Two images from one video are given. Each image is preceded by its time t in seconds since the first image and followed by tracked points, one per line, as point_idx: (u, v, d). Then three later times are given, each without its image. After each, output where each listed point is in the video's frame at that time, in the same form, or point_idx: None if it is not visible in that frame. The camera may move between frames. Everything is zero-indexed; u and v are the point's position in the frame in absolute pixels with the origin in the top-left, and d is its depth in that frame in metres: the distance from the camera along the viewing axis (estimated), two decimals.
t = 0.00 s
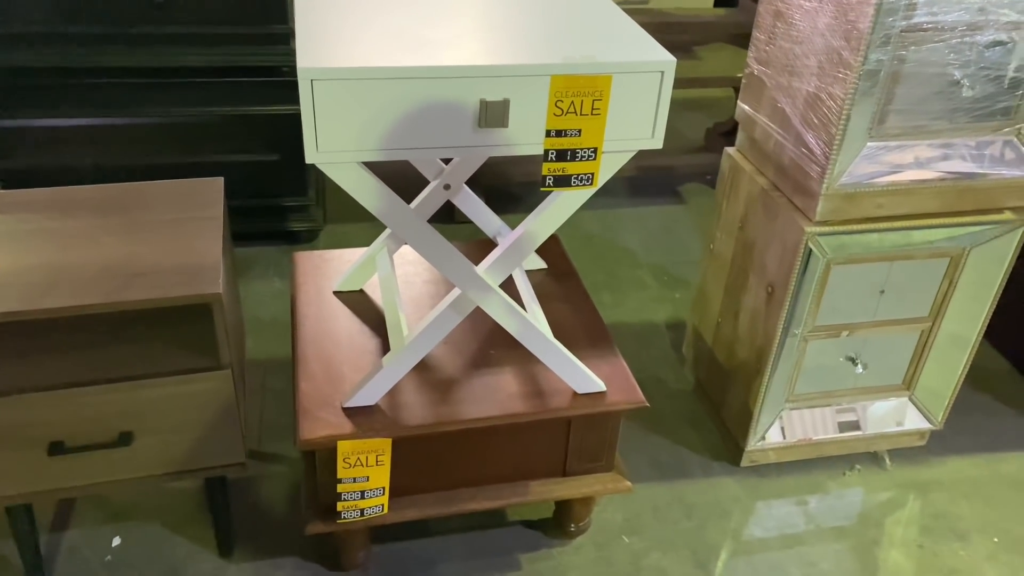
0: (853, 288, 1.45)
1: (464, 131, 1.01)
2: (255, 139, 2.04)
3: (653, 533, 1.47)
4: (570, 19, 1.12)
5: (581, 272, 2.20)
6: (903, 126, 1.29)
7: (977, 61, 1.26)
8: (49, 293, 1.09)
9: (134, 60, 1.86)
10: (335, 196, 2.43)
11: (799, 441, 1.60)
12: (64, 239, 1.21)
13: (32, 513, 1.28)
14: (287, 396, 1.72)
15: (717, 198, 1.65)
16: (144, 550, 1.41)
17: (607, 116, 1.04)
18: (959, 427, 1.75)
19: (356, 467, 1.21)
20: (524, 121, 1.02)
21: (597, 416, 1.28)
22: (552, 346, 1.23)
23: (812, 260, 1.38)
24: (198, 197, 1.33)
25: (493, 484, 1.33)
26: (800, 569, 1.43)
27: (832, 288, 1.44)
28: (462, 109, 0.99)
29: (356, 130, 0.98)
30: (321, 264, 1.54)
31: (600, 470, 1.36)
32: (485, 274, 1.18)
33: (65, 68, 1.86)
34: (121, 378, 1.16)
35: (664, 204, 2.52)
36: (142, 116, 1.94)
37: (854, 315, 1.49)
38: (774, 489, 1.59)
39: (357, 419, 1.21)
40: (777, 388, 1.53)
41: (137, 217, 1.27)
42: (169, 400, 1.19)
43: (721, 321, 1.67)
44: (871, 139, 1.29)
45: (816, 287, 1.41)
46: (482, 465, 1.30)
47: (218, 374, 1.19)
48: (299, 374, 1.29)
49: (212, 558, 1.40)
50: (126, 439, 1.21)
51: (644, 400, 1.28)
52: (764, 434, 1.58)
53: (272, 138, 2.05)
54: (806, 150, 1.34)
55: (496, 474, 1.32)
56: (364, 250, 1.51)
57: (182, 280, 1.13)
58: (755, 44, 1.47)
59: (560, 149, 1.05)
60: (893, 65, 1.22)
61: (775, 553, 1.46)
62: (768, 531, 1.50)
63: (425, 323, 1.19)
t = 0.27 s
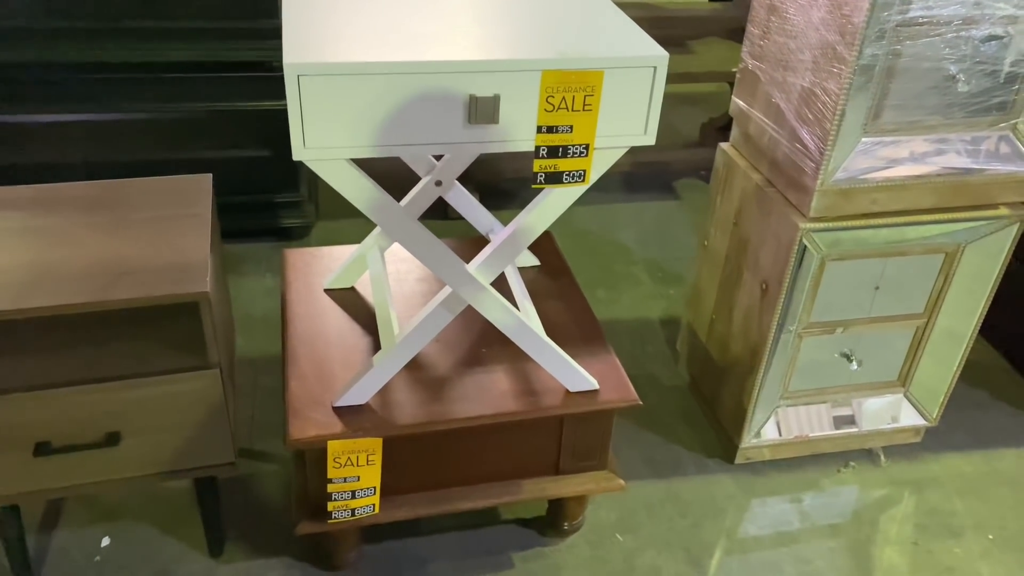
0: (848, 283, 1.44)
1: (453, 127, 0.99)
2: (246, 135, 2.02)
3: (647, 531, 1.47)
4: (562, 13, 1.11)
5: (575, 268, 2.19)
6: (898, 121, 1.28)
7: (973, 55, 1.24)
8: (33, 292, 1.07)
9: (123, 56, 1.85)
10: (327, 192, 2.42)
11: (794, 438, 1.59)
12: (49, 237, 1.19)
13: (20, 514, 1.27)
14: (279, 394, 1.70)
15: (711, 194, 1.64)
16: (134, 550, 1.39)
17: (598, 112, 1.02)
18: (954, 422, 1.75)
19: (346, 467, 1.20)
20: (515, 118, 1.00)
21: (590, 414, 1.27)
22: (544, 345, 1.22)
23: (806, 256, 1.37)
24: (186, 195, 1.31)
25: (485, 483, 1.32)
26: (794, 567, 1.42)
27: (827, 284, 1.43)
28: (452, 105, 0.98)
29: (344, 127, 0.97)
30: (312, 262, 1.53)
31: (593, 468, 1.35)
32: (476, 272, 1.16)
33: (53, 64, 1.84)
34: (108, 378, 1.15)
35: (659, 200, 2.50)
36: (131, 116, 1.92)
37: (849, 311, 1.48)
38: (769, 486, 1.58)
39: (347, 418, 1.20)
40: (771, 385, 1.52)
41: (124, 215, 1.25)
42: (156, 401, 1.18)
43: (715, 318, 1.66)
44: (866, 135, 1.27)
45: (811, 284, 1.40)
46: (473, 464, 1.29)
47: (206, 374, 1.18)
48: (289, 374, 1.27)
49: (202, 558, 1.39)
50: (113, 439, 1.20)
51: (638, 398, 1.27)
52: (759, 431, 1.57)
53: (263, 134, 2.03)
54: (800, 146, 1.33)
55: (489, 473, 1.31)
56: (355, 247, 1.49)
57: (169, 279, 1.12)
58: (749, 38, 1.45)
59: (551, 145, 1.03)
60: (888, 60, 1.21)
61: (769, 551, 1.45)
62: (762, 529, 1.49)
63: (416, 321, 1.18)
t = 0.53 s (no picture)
0: (841, 284, 1.43)
1: (438, 126, 0.98)
2: (235, 133, 2.00)
3: (638, 534, 1.45)
4: (550, 9, 1.09)
5: (567, 267, 2.17)
6: (891, 119, 1.26)
7: (966, 53, 1.22)
8: (11, 294, 1.05)
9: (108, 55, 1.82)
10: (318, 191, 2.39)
11: (789, 440, 1.58)
12: (28, 237, 1.17)
13: None
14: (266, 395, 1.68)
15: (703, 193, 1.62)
16: (118, 555, 1.37)
17: (586, 111, 1.00)
18: (948, 423, 1.73)
19: (332, 472, 1.18)
20: (501, 116, 0.98)
21: (580, 417, 1.25)
22: (533, 347, 1.20)
23: (799, 257, 1.35)
24: (170, 194, 1.29)
25: (474, 487, 1.30)
26: (787, 571, 1.41)
27: (820, 284, 1.42)
28: (436, 103, 0.96)
29: (326, 125, 0.95)
30: (299, 262, 1.51)
31: (583, 471, 1.34)
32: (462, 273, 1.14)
33: (38, 63, 1.82)
34: (88, 382, 1.13)
35: (652, 198, 2.49)
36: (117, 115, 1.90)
37: (842, 311, 1.47)
38: (762, 488, 1.56)
39: (333, 422, 1.18)
40: (764, 386, 1.50)
41: (105, 215, 1.23)
42: (138, 404, 1.16)
43: (708, 318, 1.64)
44: (859, 133, 1.26)
45: (803, 284, 1.38)
46: (462, 467, 1.27)
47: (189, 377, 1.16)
48: (274, 376, 1.26)
49: (187, 563, 1.37)
50: (93, 444, 1.18)
51: (628, 401, 1.25)
52: (752, 432, 1.55)
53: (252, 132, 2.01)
54: (792, 145, 1.31)
55: (478, 476, 1.29)
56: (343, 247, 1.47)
57: (150, 280, 1.10)
58: (741, 35, 1.44)
59: (538, 145, 1.01)
60: (881, 57, 1.20)
61: (762, 553, 1.44)
62: (754, 532, 1.47)
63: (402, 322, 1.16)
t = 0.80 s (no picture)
0: (828, 296, 1.41)
1: (412, 141, 0.95)
2: (219, 141, 1.97)
3: (623, 549, 1.43)
4: (528, 20, 1.07)
5: (555, 276, 2.15)
6: (876, 131, 1.25)
7: (953, 64, 1.21)
8: None
9: (89, 60, 1.80)
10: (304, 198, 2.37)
11: (776, 453, 1.56)
12: None
13: None
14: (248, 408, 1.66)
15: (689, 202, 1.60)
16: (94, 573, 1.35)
17: (565, 125, 0.98)
18: (937, 434, 1.72)
19: (308, 491, 1.16)
20: (477, 130, 0.96)
21: (562, 433, 1.23)
22: (514, 362, 1.18)
23: (784, 269, 1.34)
24: (145, 207, 1.27)
25: (455, 503, 1.28)
26: None
27: (806, 297, 1.40)
28: (410, 118, 0.94)
29: (297, 140, 0.92)
30: (280, 274, 1.49)
31: (566, 487, 1.32)
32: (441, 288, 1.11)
33: (18, 70, 1.80)
34: (57, 401, 1.11)
35: (641, 205, 2.47)
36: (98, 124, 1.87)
37: (829, 324, 1.45)
38: (749, 501, 1.55)
39: (310, 440, 1.16)
40: (751, 399, 1.48)
41: (78, 228, 1.21)
42: (109, 423, 1.14)
43: (694, 329, 1.62)
44: (844, 144, 1.24)
45: (789, 297, 1.37)
46: (442, 484, 1.25)
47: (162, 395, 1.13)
48: (250, 392, 1.23)
49: None
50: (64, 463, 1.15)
51: (611, 417, 1.23)
52: (738, 445, 1.53)
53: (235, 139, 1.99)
54: (777, 156, 1.30)
55: (458, 493, 1.27)
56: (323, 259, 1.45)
57: (121, 296, 1.08)
58: (726, 44, 1.42)
59: (516, 159, 0.99)
60: (866, 69, 1.18)
61: (748, 569, 1.42)
62: (741, 547, 1.46)
63: (380, 338, 1.14)
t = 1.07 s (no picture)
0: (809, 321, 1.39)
1: (378, 171, 0.93)
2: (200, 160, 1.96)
3: None
4: (501, 47, 1.05)
5: (540, 295, 2.13)
6: (856, 155, 1.23)
7: (932, 88, 1.19)
8: None
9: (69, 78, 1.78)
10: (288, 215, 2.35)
11: (760, 479, 1.54)
12: None
13: None
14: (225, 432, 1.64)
15: (671, 224, 1.59)
16: None
17: (535, 154, 0.96)
18: (924, 457, 1.70)
19: (276, 525, 1.13)
20: (445, 160, 0.94)
21: (538, 464, 1.21)
22: (488, 393, 1.16)
23: (765, 295, 1.32)
24: (114, 233, 1.25)
25: (429, 535, 1.25)
26: None
27: (788, 322, 1.38)
28: (376, 148, 0.92)
29: (259, 171, 0.90)
30: (254, 299, 1.46)
31: (543, 518, 1.29)
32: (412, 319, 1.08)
33: None
34: (20, 434, 1.08)
35: (628, 223, 2.46)
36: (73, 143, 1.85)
37: (811, 348, 1.43)
38: (732, 528, 1.52)
39: (279, 472, 1.13)
40: (733, 425, 1.46)
41: (44, 255, 1.18)
42: (73, 456, 1.12)
43: (676, 353, 1.60)
44: (824, 169, 1.22)
45: (770, 323, 1.35)
46: (416, 516, 1.22)
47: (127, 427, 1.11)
48: (219, 423, 1.21)
49: None
50: (27, 496, 1.13)
51: (588, 447, 1.21)
52: (721, 471, 1.51)
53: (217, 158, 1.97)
54: (757, 181, 1.28)
55: (433, 525, 1.24)
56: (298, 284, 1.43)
57: (84, 328, 1.05)
58: (706, 67, 1.40)
59: (486, 188, 0.96)
60: (845, 93, 1.16)
61: None
62: None
63: (350, 369, 1.12)
